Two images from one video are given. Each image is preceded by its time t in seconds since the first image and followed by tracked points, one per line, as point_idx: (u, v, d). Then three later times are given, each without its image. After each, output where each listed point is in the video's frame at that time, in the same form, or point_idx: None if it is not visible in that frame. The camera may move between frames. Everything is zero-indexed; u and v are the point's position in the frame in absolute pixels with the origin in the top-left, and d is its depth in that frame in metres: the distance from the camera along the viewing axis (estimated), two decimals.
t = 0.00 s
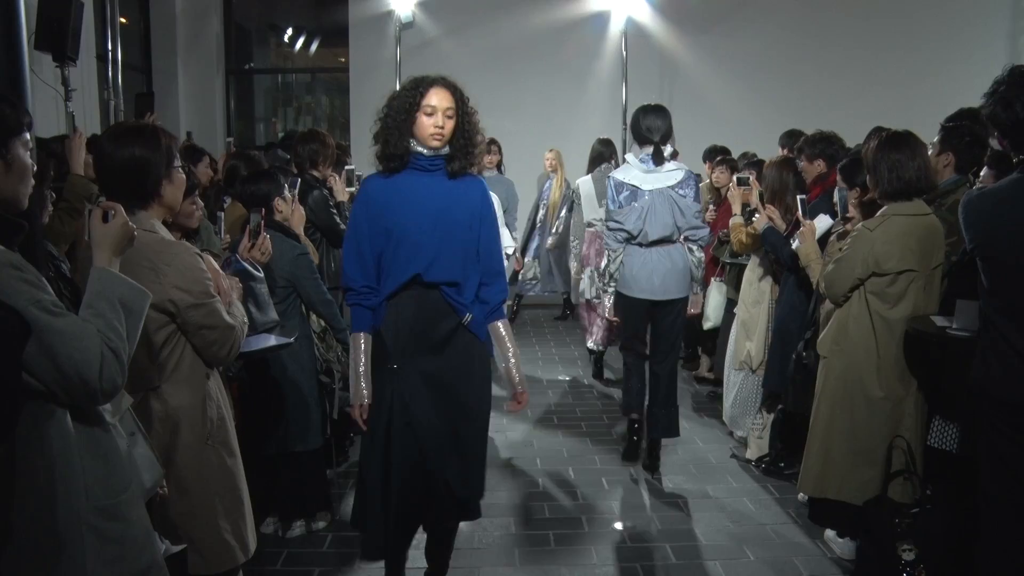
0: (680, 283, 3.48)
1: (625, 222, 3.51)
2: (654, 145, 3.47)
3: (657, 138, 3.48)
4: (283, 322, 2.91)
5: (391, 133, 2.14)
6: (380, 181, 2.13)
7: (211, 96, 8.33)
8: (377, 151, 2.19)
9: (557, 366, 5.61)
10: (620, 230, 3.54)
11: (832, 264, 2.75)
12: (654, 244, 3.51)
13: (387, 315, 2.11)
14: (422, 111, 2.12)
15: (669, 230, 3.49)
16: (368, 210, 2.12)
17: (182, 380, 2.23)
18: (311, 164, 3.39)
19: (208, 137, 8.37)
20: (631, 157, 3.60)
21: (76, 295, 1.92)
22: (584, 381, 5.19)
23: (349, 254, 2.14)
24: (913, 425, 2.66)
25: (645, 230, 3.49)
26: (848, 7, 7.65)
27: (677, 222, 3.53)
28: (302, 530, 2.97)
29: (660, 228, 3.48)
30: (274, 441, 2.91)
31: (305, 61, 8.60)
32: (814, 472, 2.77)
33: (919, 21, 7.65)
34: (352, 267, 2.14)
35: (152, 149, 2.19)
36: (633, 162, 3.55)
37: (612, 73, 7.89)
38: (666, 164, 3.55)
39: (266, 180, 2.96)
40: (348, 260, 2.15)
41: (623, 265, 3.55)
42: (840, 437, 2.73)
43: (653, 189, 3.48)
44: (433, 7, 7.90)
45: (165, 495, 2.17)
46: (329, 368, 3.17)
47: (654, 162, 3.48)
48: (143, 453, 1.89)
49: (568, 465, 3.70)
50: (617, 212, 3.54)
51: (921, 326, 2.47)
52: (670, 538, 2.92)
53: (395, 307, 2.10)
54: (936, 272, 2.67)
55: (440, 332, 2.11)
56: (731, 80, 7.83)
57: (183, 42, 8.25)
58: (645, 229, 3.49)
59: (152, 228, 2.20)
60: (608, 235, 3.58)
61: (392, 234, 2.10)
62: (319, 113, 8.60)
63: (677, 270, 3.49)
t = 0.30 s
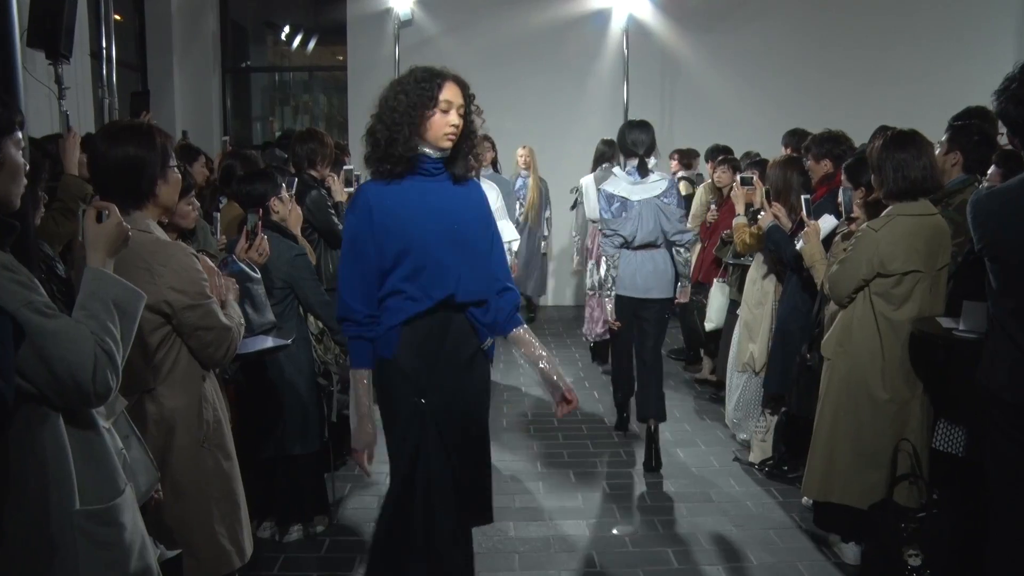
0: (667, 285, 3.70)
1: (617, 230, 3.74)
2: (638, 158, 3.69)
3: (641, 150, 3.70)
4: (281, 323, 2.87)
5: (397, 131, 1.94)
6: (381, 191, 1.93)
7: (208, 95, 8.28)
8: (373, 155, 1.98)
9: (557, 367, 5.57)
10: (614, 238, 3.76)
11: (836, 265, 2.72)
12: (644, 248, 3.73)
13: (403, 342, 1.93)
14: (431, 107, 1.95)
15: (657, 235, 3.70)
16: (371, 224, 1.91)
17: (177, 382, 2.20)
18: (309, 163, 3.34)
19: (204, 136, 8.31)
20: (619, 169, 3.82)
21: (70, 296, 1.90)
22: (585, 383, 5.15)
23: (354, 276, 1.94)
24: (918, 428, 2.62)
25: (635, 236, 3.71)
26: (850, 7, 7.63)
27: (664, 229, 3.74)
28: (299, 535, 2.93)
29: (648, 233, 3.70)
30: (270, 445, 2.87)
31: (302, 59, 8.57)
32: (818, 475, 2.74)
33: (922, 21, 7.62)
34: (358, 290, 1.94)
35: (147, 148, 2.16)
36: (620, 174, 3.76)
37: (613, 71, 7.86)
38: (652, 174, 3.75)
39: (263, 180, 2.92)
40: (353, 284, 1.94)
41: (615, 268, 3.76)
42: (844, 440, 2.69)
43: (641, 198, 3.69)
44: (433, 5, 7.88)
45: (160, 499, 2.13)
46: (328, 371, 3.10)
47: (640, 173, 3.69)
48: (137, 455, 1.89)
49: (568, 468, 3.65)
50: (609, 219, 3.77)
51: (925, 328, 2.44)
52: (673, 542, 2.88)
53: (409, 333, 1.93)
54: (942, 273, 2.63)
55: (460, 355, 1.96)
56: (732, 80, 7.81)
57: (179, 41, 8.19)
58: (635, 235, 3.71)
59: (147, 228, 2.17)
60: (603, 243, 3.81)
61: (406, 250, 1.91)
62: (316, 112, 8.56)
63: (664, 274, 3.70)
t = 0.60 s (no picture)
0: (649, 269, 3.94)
1: (600, 216, 4.00)
2: (625, 150, 3.93)
3: (628, 142, 3.93)
4: (276, 327, 2.80)
5: (461, 106, 1.50)
6: (439, 176, 1.54)
7: (201, 96, 8.22)
8: (422, 132, 1.52)
9: (558, 370, 5.51)
10: (597, 224, 4.03)
11: (844, 266, 2.66)
12: (628, 235, 3.97)
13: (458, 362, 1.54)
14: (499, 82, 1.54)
15: (640, 222, 3.95)
16: (431, 215, 1.50)
17: (170, 388, 2.15)
18: (305, 164, 3.27)
19: (198, 136, 8.22)
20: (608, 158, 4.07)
21: (58, 299, 1.85)
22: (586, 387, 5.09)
23: (406, 279, 1.48)
24: (928, 434, 2.56)
25: (619, 223, 3.96)
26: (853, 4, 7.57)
27: (647, 217, 3.99)
28: (294, 543, 2.86)
29: (631, 221, 3.95)
30: (265, 450, 2.81)
31: (297, 56, 8.49)
32: (826, 482, 2.68)
33: (928, 18, 7.55)
34: (408, 298, 1.48)
35: (140, 148, 2.10)
36: (609, 163, 4.02)
37: (616, 68, 7.81)
38: (638, 165, 4.00)
39: (258, 180, 2.87)
40: (405, 289, 1.48)
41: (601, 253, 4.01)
42: (852, 446, 2.63)
43: (625, 186, 3.94)
44: (432, 2, 7.82)
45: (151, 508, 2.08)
46: (323, 375, 2.97)
47: (625, 164, 3.95)
48: (127, 462, 1.85)
49: (569, 473, 3.58)
50: (595, 206, 4.04)
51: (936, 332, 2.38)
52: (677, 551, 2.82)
53: (468, 351, 1.54)
54: (953, 275, 2.57)
55: (510, 378, 1.64)
56: (734, 80, 7.75)
57: (171, 39, 8.07)
58: (617, 222, 3.96)
59: (139, 230, 2.11)
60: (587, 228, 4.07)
61: (472, 250, 1.52)
62: (313, 110, 8.52)
63: (648, 259, 3.95)
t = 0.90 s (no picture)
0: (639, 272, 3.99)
1: (591, 223, 4.05)
2: (619, 161, 3.99)
3: (622, 153, 3.99)
4: (268, 333, 2.70)
5: (581, 121, 1.41)
6: (554, 192, 1.42)
7: (190, 90, 7.62)
8: (543, 147, 1.41)
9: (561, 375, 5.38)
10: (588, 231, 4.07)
11: (855, 269, 2.57)
12: (617, 243, 4.00)
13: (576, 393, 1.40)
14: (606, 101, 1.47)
15: (629, 230, 4.00)
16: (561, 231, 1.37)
17: (158, 395, 2.07)
18: (298, 164, 3.17)
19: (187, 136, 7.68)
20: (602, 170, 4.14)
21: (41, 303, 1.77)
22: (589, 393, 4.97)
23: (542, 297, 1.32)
24: (944, 442, 2.47)
25: (609, 230, 4.00)
26: None
27: (637, 227, 4.03)
28: (286, 556, 2.77)
29: (620, 229, 3.99)
30: (256, 460, 2.71)
31: (289, 53, 7.85)
32: (837, 494, 2.59)
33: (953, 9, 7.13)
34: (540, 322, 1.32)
35: (127, 147, 2.01)
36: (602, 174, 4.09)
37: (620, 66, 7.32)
38: (630, 177, 4.06)
39: (250, 180, 2.71)
40: (537, 309, 1.31)
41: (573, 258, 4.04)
42: (864, 456, 2.54)
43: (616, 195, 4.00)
44: None
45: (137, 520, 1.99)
46: (318, 383, 2.94)
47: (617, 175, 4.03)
48: (113, 473, 1.77)
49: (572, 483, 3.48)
50: (586, 215, 4.09)
51: (952, 337, 2.29)
52: (684, 565, 2.72)
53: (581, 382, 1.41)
54: (969, 278, 2.47)
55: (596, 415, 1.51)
56: (744, 75, 7.40)
57: (156, 32, 7.53)
58: (607, 229, 4.00)
59: (126, 232, 2.02)
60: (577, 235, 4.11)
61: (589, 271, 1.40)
62: (306, 109, 7.89)
63: (639, 266, 3.99)
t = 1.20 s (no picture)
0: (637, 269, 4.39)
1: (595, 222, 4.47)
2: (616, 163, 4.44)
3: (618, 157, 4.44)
4: (261, 339, 2.60)
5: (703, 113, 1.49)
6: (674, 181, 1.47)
7: (178, 85, 7.40)
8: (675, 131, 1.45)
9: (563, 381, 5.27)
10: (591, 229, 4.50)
11: (868, 272, 2.49)
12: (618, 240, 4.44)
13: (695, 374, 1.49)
14: (711, 89, 1.51)
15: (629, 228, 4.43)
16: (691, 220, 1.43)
17: (146, 402, 1.97)
18: (292, 165, 3.08)
19: (175, 134, 7.47)
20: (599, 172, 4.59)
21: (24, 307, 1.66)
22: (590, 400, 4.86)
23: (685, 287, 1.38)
24: (963, 452, 2.37)
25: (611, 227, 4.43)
26: None
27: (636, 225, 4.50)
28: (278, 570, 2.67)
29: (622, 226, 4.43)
30: (248, 471, 2.61)
31: (282, 49, 7.65)
32: (851, 506, 2.50)
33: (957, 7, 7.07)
34: (687, 311, 1.39)
35: (113, 146, 1.92)
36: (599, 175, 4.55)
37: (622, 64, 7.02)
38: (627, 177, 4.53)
39: (243, 180, 2.61)
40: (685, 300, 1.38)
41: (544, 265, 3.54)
42: (878, 467, 2.45)
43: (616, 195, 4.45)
44: None
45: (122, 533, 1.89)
46: (312, 390, 2.80)
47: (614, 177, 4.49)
48: (98, 483, 1.67)
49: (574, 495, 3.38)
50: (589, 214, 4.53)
51: (971, 343, 2.20)
52: None
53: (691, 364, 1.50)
54: (987, 281, 2.38)
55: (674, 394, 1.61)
56: (746, 69, 7.26)
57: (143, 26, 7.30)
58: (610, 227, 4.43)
59: (110, 233, 1.94)
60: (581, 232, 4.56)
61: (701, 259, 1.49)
62: (299, 106, 7.66)
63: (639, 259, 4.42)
